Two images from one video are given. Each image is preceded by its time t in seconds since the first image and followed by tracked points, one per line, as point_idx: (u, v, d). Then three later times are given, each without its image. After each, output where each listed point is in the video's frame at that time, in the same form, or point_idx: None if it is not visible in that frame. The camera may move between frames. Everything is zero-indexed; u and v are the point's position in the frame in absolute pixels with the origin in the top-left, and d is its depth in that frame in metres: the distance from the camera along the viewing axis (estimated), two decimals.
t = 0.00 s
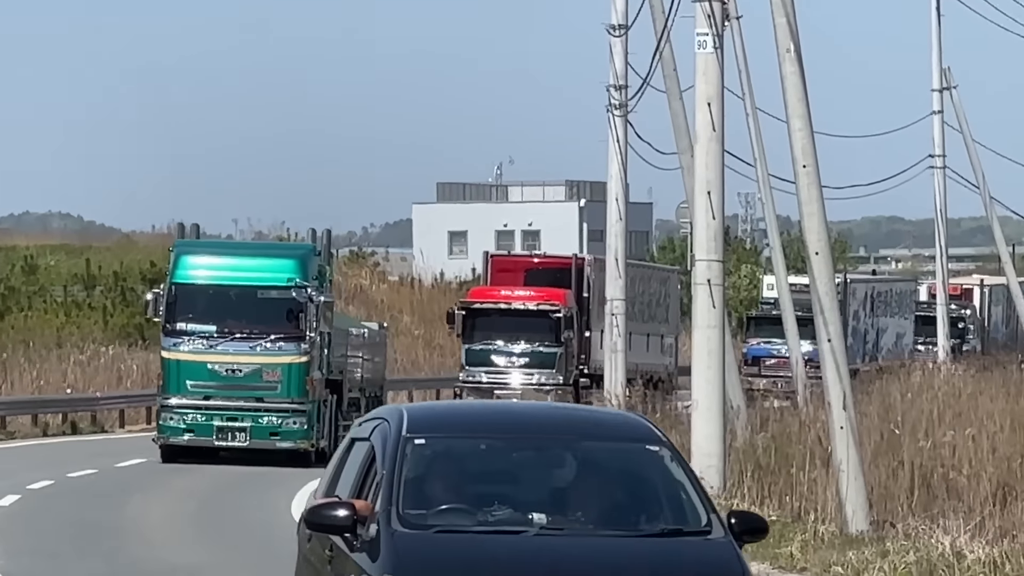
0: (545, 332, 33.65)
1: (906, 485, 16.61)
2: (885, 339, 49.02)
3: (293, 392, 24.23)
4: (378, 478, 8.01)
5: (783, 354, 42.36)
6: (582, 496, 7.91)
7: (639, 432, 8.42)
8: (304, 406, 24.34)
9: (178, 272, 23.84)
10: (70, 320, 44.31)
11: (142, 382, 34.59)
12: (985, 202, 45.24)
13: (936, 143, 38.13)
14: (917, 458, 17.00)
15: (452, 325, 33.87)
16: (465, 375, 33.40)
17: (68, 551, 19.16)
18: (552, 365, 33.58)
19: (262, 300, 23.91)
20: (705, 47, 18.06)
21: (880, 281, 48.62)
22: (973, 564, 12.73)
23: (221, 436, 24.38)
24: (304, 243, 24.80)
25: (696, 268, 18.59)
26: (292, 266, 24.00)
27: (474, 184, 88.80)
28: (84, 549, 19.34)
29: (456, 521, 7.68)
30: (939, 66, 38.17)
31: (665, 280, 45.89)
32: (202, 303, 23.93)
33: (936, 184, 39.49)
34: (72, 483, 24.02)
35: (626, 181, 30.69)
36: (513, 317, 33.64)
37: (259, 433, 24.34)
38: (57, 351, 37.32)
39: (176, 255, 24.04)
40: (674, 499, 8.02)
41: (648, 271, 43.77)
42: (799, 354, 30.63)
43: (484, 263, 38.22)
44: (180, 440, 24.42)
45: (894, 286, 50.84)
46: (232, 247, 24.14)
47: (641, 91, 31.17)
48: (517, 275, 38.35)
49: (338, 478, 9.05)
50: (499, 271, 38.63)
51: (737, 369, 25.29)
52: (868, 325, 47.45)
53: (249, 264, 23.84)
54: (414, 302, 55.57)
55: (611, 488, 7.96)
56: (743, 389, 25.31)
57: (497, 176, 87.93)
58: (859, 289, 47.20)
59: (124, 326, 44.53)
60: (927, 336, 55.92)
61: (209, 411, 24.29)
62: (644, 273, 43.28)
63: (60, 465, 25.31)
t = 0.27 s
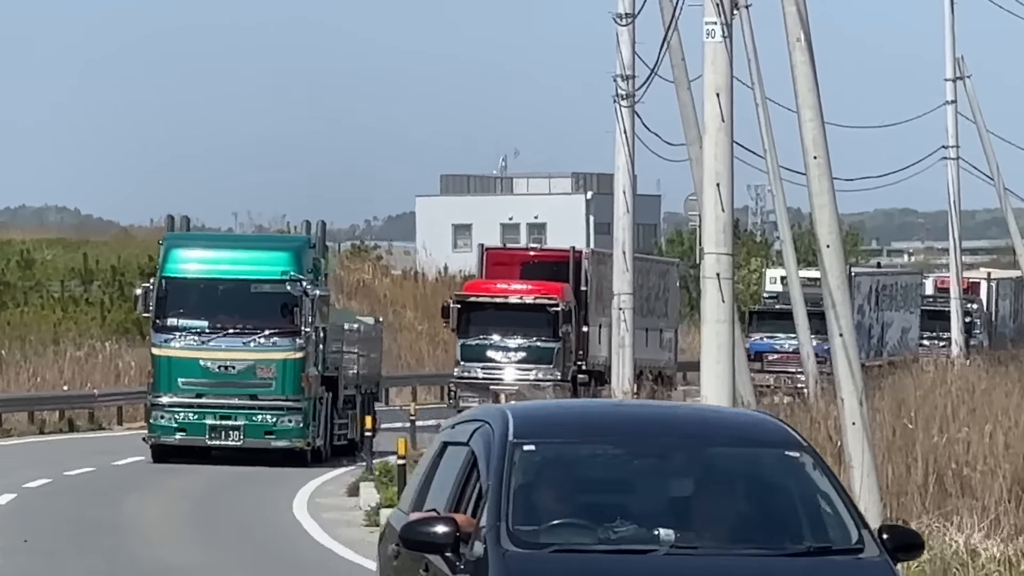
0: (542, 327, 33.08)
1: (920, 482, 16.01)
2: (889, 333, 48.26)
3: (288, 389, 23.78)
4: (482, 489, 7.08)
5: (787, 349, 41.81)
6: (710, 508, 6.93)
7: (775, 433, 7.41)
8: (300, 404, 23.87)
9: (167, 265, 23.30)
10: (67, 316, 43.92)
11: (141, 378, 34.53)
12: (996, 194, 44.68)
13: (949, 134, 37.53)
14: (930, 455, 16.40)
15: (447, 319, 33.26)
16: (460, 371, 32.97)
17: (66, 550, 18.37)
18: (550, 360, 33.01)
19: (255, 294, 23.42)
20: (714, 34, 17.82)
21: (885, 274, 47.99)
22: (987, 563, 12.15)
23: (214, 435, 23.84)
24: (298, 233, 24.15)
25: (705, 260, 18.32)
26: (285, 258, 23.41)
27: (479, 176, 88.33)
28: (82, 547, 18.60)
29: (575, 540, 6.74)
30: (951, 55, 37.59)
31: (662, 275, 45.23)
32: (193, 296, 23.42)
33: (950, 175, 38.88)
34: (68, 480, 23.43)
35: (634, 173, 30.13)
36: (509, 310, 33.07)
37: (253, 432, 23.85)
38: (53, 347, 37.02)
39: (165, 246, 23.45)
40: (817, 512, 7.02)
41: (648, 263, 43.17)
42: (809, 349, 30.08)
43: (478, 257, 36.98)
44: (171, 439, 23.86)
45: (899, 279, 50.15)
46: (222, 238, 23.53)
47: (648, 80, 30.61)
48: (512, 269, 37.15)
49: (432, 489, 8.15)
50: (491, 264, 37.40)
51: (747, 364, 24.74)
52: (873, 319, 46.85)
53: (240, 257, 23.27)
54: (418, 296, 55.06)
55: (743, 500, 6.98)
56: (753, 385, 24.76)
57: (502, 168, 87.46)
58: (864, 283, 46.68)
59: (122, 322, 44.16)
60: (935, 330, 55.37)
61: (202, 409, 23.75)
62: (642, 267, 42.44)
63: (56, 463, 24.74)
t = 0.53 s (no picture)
0: (544, 322, 32.71)
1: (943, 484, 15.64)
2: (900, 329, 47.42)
3: (288, 386, 23.16)
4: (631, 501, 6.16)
5: (797, 344, 40.98)
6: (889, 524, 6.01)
7: (960, 433, 6.44)
8: (301, 402, 23.25)
9: (163, 259, 22.76)
10: (69, 311, 43.44)
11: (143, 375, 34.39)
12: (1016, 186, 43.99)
13: (969, 124, 36.84)
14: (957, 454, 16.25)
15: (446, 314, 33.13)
16: (459, 367, 33.00)
17: (65, 547, 17.32)
18: (552, 357, 32.67)
19: (253, 288, 22.85)
20: (728, 24, 17.60)
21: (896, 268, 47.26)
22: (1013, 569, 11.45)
23: (212, 434, 23.27)
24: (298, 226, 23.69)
25: (720, 254, 17.97)
26: (285, 251, 22.90)
27: (489, 168, 87.74)
28: (81, 542, 17.66)
29: (739, 561, 5.83)
30: (971, 44, 36.89)
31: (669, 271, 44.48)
32: (190, 291, 22.85)
33: (970, 166, 38.17)
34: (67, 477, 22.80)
35: (647, 164, 29.47)
36: (510, 306, 32.62)
37: (252, 431, 23.26)
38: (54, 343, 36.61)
39: (161, 240, 22.92)
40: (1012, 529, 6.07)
41: (653, 256, 42.48)
42: (826, 344, 29.45)
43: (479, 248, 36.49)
44: (168, 439, 23.32)
45: (910, 272, 49.36)
46: (221, 231, 23.02)
47: (661, 70, 29.97)
48: (513, 261, 36.61)
49: (563, 501, 7.26)
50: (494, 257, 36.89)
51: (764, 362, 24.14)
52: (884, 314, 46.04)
53: (239, 250, 22.77)
54: (427, 291, 54.51)
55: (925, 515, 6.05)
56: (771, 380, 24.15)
57: (512, 159, 86.90)
58: (876, 276, 45.99)
59: (124, 318, 43.62)
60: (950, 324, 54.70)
61: (199, 408, 23.18)
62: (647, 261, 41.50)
63: (56, 462, 24.12)
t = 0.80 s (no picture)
0: (553, 313, 32.29)
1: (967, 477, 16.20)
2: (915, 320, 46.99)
3: (297, 379, 22.58)
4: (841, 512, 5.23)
5: (811, 336, 40.57)
6: None
7: None
8: (308, 396, 22.66)
9: (166, 249, 22.34)
10: (77, 304, 43.12)
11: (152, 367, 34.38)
12: None
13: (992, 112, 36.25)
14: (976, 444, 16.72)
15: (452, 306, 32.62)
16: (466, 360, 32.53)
17: (75, 533, 16.49)
18: (560, 350, 32.33)
19: (259, 279, 22.43)
20: (748, 11, 17.07)
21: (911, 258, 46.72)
22: None
23: (216, 430, 22.69)
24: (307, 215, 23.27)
25: (740, 244, 17.47)
26: (292, 241, 22.49)
27: (505, 157, 87.22)
28: (92, 527, 16.95)
29: None
30: (995, 31, 36.28)
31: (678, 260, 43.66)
32: (194, 281, 22.43)
33: (993, 155, 37.57)
34: (75, 471, 22.31)
35: (666, 153, 28.93)
36: (518, 297, 32.23)
37: (259, 426, 22.67)
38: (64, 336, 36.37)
39: (164, 229, 22.51)
40: None
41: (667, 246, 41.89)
42: (849, 337, 28.90)
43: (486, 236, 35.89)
44: (171, 435, 22.74)
45: (925, 263, 48.86)
46: (225, 220, 22.61)
47: (681, 58, 29.43)
48: (520, 251, 36.03)
49: (744, 510, 6.33)
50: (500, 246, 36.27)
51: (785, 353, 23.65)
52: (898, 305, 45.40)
53: (244, 240, 22.38)
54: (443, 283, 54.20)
55: None
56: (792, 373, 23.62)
57: (528, 149, 86.41)
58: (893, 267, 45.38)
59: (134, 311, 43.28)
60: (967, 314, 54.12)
61: (204, 402, 22.66)
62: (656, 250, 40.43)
63: (65, 457, 23.60)
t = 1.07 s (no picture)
0: (566, 305, 31.90)
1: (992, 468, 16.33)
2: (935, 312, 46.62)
3: (310, 373, 22.22)
4: None
5: (828, 328, 40.52)
6: None
7: None
8: (323, 390, 22.29)
9: (176, 240, 22.16)
10: (94, 296, 42.93)
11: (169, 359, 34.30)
12: None
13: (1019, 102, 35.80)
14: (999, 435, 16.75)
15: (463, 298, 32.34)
16: (476, 353, 32.20)
17: (93, 527, 16.07)
18: (572, 342, 31.89)
19: (271, 270, 22.16)
20: None
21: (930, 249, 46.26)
22: None
23: (228, 425, 22.24)
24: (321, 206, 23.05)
25: (764, 235, 17.16)
26: (305, 231, 22.24)
27: (527, 148, 86.81)
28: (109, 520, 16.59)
29: None
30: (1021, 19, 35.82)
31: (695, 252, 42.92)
32: (205, 272, 22.20)
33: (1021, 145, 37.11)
34: (90, 465, 22.03)
35: (689, 143, 28.54)
36: (530, 289, 31.82)
37: (272, 421, 22.23)
38: (81, 328, 36.23)
39: (174, 220, 22.35)
40: None
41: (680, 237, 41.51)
42: (874, 329, 28.51)
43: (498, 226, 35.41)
44: (181, 430, 22.29)
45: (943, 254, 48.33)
46: (237, 210, 22.43)
47: (703, 46, 29.06)
48: (532, 242, 35.75)
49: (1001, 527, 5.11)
50: (512, 237, 35.92)
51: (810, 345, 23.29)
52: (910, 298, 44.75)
53: (256, 230, 22.18)
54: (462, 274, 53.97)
55: None
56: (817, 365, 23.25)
57: (551, 139, 86.01)
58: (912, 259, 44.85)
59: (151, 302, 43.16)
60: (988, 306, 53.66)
61: (215, 397, 22.20)
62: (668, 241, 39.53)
63: (82, 452, 23.37)
